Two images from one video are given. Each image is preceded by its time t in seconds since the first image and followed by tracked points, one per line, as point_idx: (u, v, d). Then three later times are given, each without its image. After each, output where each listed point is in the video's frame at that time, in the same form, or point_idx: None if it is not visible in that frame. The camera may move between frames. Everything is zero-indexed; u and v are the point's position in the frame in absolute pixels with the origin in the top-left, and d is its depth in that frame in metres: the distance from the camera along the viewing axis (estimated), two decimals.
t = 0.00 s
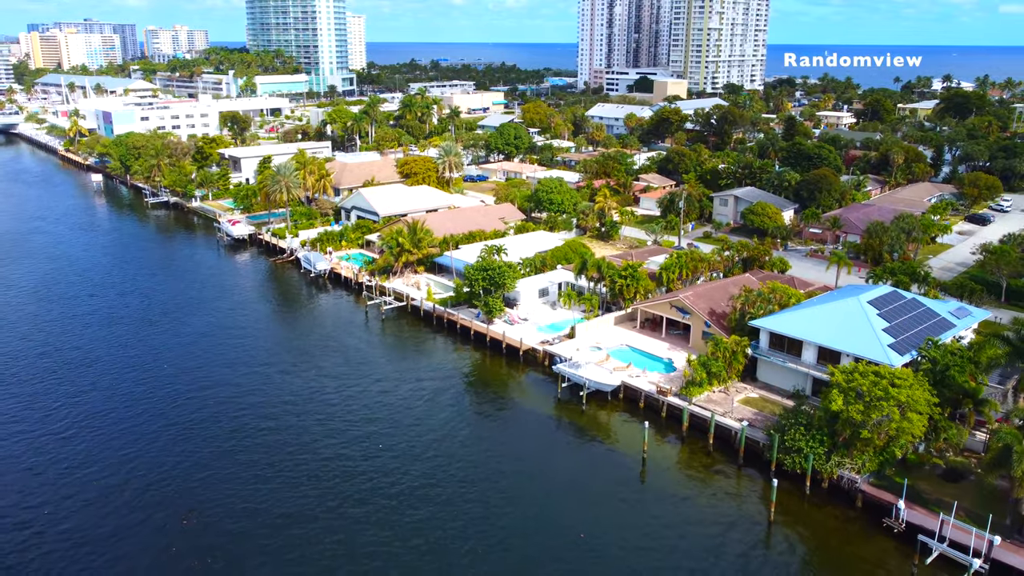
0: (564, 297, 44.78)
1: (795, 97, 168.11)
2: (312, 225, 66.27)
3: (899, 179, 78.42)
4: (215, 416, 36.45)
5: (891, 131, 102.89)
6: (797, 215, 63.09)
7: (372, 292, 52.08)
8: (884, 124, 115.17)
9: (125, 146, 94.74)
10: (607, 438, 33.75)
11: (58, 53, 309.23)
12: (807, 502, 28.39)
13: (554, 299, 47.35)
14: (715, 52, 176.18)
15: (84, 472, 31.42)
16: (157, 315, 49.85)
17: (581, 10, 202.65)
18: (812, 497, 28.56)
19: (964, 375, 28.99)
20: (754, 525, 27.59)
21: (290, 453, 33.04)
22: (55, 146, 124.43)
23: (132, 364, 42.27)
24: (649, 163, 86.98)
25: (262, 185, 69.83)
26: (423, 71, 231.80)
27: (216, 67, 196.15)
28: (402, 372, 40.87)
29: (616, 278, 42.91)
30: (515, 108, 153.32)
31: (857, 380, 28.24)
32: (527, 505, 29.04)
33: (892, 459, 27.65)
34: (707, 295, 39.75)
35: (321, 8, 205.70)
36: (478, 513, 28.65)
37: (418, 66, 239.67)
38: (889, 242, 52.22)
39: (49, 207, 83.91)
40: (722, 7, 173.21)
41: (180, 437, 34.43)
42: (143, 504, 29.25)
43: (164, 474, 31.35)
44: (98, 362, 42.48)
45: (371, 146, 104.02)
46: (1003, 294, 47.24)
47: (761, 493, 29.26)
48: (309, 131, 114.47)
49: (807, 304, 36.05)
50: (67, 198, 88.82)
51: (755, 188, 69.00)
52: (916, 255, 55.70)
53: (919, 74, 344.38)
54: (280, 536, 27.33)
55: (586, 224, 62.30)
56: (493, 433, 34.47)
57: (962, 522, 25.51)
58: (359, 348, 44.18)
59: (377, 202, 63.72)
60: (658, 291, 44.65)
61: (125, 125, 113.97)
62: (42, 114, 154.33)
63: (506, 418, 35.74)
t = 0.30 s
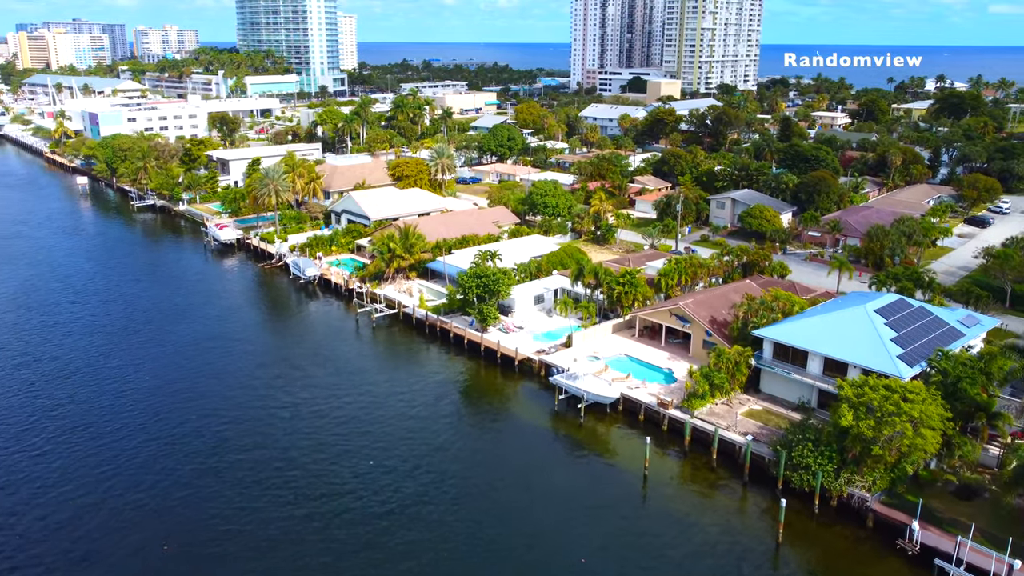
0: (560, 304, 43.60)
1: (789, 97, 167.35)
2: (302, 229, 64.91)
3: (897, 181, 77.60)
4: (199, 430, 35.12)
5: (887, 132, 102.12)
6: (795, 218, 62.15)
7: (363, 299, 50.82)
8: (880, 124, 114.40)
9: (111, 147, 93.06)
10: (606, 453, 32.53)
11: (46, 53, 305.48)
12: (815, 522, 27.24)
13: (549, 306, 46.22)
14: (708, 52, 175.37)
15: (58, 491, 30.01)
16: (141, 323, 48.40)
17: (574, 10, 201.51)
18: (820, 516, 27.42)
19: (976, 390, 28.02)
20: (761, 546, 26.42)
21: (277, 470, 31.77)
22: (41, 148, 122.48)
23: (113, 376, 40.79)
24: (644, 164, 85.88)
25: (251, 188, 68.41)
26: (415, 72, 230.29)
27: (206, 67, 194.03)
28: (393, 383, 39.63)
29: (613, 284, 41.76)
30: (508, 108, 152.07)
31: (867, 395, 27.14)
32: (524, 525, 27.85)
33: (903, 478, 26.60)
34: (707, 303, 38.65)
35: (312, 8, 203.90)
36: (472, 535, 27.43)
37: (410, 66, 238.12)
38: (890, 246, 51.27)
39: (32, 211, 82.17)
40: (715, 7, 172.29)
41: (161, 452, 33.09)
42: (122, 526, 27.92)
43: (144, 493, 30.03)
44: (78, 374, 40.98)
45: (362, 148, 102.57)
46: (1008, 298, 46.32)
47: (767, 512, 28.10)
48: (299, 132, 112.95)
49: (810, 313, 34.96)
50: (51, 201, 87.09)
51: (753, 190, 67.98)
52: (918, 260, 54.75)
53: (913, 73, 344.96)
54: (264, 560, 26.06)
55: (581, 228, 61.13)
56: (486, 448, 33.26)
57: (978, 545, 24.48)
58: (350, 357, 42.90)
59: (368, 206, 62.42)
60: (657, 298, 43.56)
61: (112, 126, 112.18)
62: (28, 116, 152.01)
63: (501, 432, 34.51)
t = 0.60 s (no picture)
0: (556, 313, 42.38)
1: (783, 98, 166.63)
2: (291, 234, 63.52)
3: (895, 183, 76.74)
4: (182, 444, 33.70)
5: (883, 133, 101.33)
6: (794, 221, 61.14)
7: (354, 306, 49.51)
8: (876, 125, 113.62)
9: (97, 150, 91.36)
10: (606, 469, 31.31)
11: (34, 53, 302.25)
12: (826, 542, 26.10)
13: (545, 314, 45.02)
14: (702, 52, 174.52)
15: (31, 511, 28.58)
16: (124, 332, 46.89)
17: (567, 10, 200.34)
18: (830, 537, 26.28)
19: (991, 404, 26.98)
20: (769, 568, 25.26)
21: (262, 487, 30.41)
22: (27, 150, 120.48)
23: (93, 387, 39.30)
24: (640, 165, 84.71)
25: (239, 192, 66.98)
26: (407, 72, 228.80)
27: (196, 67, 191.96)
28: (384, 394, 38.33)
29: (612, 292, 40.60)
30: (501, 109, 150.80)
31: (879, 411, 26.00)
32: (521, 546, 26.58)
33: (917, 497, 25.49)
34: (708, 312, 37.53)
35: (303, 8, 202.09)
36: (466, 555, 26.17)
37: (401, 67, 236.52)
38: (891, 250, 50.31)
39: (16, 215, 80.41)
40: (709, 7, 171.40)
41: (141, 469, 31.69)
42: (98, 549, 26.52)
43: (121, 513, 28.61)
44: (56, 386, 39.45)
45: (354, 150, 101.12)
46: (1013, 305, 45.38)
47: (775, 532, 26.93)
48: (290, 134, 111.39)
49: (815, 323, 33.87)
50: (36, 205, 85.35)
51: (750, 193, 66.92)
52: (919, 264, 53.80)
53: (905, 74, 345.37)
54: None
55: (577, 232, 59.96)
56: (481, 463, 32.00)
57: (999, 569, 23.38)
58: (340, 368, 41.57)
59: (359, 210, 61.09)
60: (656, 305, 42.42)
61: (99, 128, 110.31)
62: (15, 117, 149.83)
63: (496, 446, 33.27)
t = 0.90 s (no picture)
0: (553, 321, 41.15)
1: (778, 98, 165.80)
2: (281, 238, 62.15)
3: (894, 185, 75.82)
4: (164, 460, 32.28)
5: (880, 133, 100.51)
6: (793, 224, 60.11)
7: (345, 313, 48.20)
8: (872, 126, 112.80)
9: (83, 152, 89.71)
10: (607, 486, 30.09)
11: (23, 53, 299.19)
12: (838, 565, 24.96)
13: (541, 322, 43.80)
14: (696, 53, 173.63)
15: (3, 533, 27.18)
16: (107, 341, 45.40)
17: (560, 10, 199.17)
18: (843, 559, 25.15)
19: (1008, 419, 25.91)
20: None
21: (248, 505, 29.06)
22: (12, 152, 118.53)
23: (73, 399, 37.83)
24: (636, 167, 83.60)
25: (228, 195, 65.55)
26: (400, 73, 227.25)
27: (186, 67, 190.10)
28: (376, 406, 37.01)
29: (611, 300, 39.40)
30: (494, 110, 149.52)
31: (893, 428, 24.87)
32: (519, 568, 25.31)
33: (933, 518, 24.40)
34: (711, 320, 36.38)
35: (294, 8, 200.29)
36: None
37: (394, 67, 235.03)
38: (894, 255, 49.25)
39: None
40: (703, 7, 170.51)
41: (121, 486, 30.30)
42: (74, 574, 25.17)
43: (99, 535, 27.21)
44: (34, 398, 37.96)
45: (345, 151, 99.68)
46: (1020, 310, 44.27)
47: (785, 553, 25.78)
48: (280, 135, 109.82)
49: (822, 332, 32.74)
50: (20, 208, 83.68)
51: (749, 195, 65.89)
52: (921, 268, 52.82)
53: (897, 74, 346.11)
54: None
55: (573, 236, 58.74)
56: (477, 479, 30.70)
57: None
58: (330, 378, 40.22)
59: (350, 213, 59.74)
60: (656, 313, 41.24)
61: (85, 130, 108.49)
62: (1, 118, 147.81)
63: (492, 461, 32.00)
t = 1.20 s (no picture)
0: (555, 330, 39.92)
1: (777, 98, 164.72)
2: (275, 243, 60.90)
3: (898, 187, 74.73)
4: (149, 477, 30.97)
5: (882, 134, 99.41)
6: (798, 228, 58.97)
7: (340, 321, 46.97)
8: (874, 127, 111.78)
9: (75, 154, 88.34)
10: (612, 505, 28.86)
11: (17, 53, 297.36)
12: None
13: (542, 331, 42.60)
14: (695, 53, 172.52)
15: None
16: (95, 350, 44.06)
17: (559, 10, 197.98)
18: None
19: None
20: None
21: (236, 525, 27.77)
22: (5, 153, 117.12)
23: (57, 412, 36.49)
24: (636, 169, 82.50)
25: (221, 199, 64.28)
26: (397, 73, 225.99)
27: (181, 68, 188.64)
28: (371, 419, 35.73)
29: (614, 308, 38.21)
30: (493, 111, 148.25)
31: (915, 448, 23.68)
32: None
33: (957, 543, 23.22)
34: (717, 331, 35.20)
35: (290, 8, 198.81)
36: None
37: (391, 67, 233.76)
38: (903, 260, 48.12)
39: None
40: (702, 7, 169.43)
41: (103, 505, 28.99)
42: None
43: (78, 558, 25.91)
44: (16, 411, 36.64)
45: (342, 153, 98.40)
46: None
47: None
48: (276, 136, 108.46)
49: (834, 344, 31.54)
50: (10, 211, 82.33)
51: (751, 198, 64.82)
52: (929, 273, 51.72)
53: (894, 75, 345.28)
54: None
55: (573, 240, 57.53)
56: (475, 497, 29.44)
57: None
58: (324, 389, 38.96)
59: (346, 217, 58.49)
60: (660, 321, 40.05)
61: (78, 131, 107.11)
62: None
63: (492, 478, 30.76)
